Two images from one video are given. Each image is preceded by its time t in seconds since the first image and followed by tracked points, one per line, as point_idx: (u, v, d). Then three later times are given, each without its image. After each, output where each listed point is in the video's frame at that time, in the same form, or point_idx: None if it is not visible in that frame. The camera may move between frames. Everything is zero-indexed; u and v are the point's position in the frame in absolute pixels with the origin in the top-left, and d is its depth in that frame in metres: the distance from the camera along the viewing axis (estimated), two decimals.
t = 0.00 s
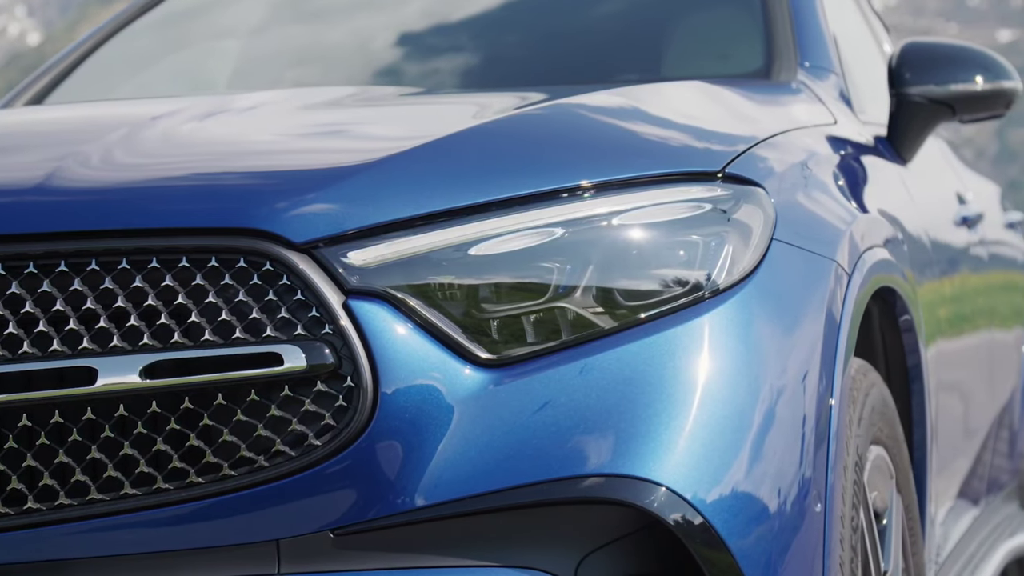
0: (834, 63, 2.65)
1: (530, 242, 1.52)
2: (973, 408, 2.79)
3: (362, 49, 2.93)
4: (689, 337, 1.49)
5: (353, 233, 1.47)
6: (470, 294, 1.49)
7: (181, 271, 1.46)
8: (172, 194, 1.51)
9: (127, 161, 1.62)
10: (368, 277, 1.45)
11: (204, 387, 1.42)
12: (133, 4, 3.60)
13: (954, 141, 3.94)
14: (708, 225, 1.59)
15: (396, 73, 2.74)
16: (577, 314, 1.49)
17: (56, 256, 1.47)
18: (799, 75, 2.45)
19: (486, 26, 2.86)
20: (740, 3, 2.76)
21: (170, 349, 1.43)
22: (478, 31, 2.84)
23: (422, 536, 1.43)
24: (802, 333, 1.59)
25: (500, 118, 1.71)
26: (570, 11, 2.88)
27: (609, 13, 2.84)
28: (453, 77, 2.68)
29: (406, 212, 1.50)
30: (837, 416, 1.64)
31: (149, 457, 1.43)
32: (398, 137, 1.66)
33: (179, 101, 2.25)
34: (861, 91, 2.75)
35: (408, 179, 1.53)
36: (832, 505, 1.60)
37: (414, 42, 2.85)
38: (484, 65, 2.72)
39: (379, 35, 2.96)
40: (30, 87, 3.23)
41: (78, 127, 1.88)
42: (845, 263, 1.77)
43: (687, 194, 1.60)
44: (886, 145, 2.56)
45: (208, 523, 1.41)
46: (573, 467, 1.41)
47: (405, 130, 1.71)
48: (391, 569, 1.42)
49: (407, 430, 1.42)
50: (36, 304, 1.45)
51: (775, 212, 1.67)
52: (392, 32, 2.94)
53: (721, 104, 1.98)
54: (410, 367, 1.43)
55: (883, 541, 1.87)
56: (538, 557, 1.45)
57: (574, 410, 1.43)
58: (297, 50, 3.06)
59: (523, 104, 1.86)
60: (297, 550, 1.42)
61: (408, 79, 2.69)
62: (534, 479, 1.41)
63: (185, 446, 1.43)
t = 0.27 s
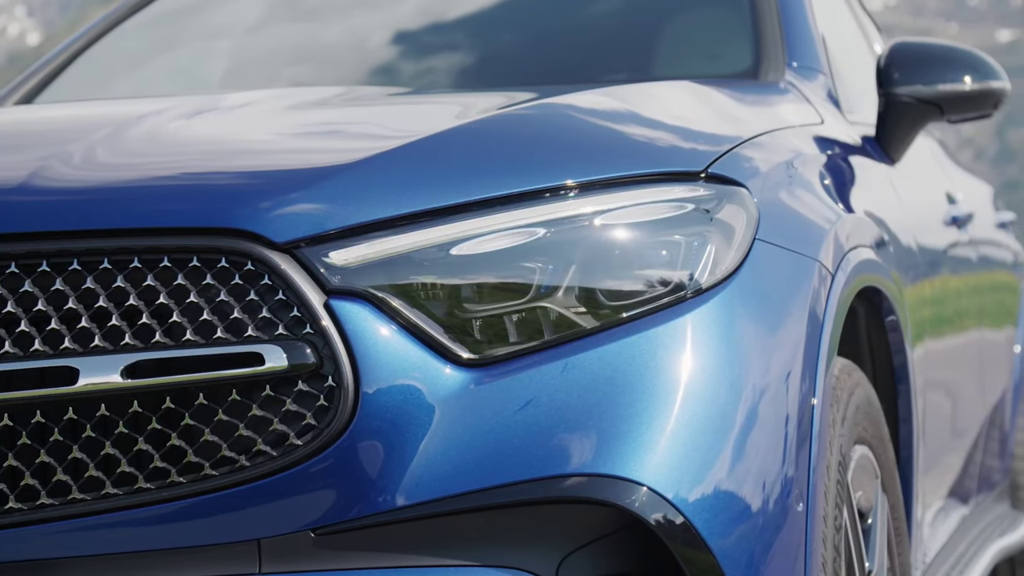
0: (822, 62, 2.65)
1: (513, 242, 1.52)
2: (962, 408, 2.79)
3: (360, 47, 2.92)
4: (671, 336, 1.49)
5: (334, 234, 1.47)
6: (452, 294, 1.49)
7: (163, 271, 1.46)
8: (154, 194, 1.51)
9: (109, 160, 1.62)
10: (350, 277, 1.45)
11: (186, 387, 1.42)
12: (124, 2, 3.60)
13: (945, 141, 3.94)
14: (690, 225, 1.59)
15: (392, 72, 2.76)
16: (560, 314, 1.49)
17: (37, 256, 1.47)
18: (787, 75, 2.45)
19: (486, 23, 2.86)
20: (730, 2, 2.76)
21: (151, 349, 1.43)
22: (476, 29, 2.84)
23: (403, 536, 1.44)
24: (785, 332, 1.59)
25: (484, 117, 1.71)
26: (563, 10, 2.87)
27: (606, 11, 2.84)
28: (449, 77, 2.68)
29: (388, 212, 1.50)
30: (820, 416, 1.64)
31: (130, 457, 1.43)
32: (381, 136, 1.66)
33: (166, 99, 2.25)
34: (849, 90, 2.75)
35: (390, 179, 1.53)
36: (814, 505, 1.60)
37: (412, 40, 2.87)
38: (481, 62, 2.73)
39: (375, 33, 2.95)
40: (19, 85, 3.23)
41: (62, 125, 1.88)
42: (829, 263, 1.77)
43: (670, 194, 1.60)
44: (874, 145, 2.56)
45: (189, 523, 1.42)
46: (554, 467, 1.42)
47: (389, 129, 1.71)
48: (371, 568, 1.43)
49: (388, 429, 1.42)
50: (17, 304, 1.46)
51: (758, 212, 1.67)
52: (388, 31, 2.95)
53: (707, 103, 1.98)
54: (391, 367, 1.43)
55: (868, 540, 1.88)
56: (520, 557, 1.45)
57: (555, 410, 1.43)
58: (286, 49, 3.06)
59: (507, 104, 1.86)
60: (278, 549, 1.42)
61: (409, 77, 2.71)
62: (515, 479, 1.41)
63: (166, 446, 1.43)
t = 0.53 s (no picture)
0: (809, 63, 2.65)
1: (492, 242, 1.53)
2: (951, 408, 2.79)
3: (354, 45, 2.92)
4: (650, 336, 1.49)
5: (313, 234, 1.48)
6: (432, 294, 1.49)
7: (142, 271, 1.47)
8: (133, 194, 1.51)
9: (89, 160, 1.62)
10: (329, 277, 1.45)
11: (164, 386, 1.42)
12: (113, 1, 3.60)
13: (937, 142, 3.95)
14: (671, 224, 1.59)
15: (387, 71, 2.77)
16: (539, 314, 1.50)
17: (17, 256, 1.47)
18: (773, 75, 2.45)
19: (483, 20, 2.87)
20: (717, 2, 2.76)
21: (129, 349, 1.43)
22: (471, 28, 2.84)
23: (381, 536, 1.44)
24: (765, 332, 1.59)
25: (465, 117, 1.71)
26: (555, 9, 2.87)
27: (601, 9, 2.85)
28: (444, 75, 2.68)
29: (367, 212, 1.50)
30: (800, 415, 1.64)
31: (109, 457, 1.44)
32: (362, 137, 1.66)
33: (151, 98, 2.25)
34: (837, 90, 2.75)
35: (370, 179, 1.53)
36: (793, 505, 1.60)
37: (405, 40, 2.87)
38: (477, 60, 2.73)
39: (370, 31, 2.95)
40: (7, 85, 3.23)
41: (43, 124, 1.88)
42: (811, 264, 1.77)
43: (650, 194, 1.61)
44: (860, 145, 2.56)
45: (167, 523, 1.42)
46: (532, 467, 1.42)
47: (370, 129, 1.71)
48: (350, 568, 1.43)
49: (366, 429, 1.42)
50: None
51: (739, 211, 1.67)
52: (384, 29, 2.95)
53: (690, 103, 1.98)
54: (369, 367, 1.43)
55: (850, 539, 1.88)
56: (499, 556, 1.45)
57: (533, 410, 1.43)
58: (274, 48, 3.06)
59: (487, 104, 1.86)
60: (255, 549, 1.42)
61: (404, 75, 2.72)
62: (493, 479, 1.42)
63: (145, 446, 1.43)
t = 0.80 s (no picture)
0: (797, 63, 2.66)
1: (473, 242, 1.53)
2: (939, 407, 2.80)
3: (349, 43, 2.92)
4: (630, 336, 1.50)
5: (293, 234, 1.48)
6: (412, 294, 1.49)
7: (122, 271, 1.46)
8: (113, 194, 1.51)
9: (70, 160, 1.63)
10: (308, 277, 1.46)
11: (143, 386, 1.43)
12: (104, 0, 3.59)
13: (929, 142, 3.95)
14: (652, 224, 1.59)
15: (382, 70, 2.77)
16: (519, 314, 1.50)
17: None
18: (760, 75, 2.46)
19: (478, 19, 2.87)
20: (706, 2, 2.76)
21: (109, 349, 1.43)
22: (466, 27, 2.84)
23: (360, 536, 1.44)
24: (746, 332, 1.59)
25: (447, 117, 1.71)
26: (547, 8, 2.87)
27: (596, 8, 2.85)
28: (439, 74, 2.68)
29: (348, 212, 1.51)
30: (780, 415, 1.64)
31: (88, 456, 1.44)
32: (344, 136, 1.66)
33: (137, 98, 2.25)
34: (825, 91, 2.75)
35: (351, 179, 1.53)
36: (773, 505, 1.60)
37: (400, 38, 2.87)
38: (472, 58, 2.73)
39: (366, 29, 2.96)
40: None
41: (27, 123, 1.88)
42: (793, 264, 1.77)
43: (632, 194, 1.61)
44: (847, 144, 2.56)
45: (146, 522, 1.42)
46: (511, 466, 1.42)
47: (353, 128, 1.72)
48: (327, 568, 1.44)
49: (345, 429, 1.42)
50: None
51: (720, 211, 1.67)
52: (379, 28, 2.95)
53: (675, 103, 1.98)
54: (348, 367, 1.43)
55: (833, 539, 1.89)
56: (478, 556, 1.46)
57: (513, 410, 1.43)
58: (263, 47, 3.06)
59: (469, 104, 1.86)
60: (235, 549, 1.43)
61: (399, 75, 2.72)
62: (472, 479, 1.42)
63: (124, 445, 1.44)
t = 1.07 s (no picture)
0: (787, 64, 2.66)
1: (457, 242, 1.53)
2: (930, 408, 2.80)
3: (345, 42, 2.92)
4: (615, 336, 1.50)
5: (277, 235, 1.48)
6: (397, 294, 1.49)
7: (105, 271, 1.47)
8: (97, 195, 1.51)
9: (56, 160, 1.63)
10: (292, 277, 1.45)
11: (127, 386, 1.43)
12: None
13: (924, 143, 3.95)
14: (637, 224, 1.59)
15: (378, 68, 2.77)
16: (504, 314, 1.50)
17: None
18: (750, 76, 2.46)
19: (475, 18, 2.86)
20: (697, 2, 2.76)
21: (92, 349, 1.43)
22: (464, 26, 2.84)
23: (345, 536, 1.44)
24: (731, 332, 1.59)
25: (434, 117, 1.71)
26: (542, 8, 2.87)
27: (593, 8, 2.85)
28: (436, 73, 2.68)
29: (332, 212, 1.51)
30: (765, 415, 1.64)
31: (72, 456, 1.44)
32: (330, 137, 1.66)
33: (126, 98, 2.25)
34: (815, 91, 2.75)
35: (336, 179, 1.53)
36: (758, 505, 1.60)
37: (398, 37, 2.87)
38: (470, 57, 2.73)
39: (362, 28, 2.95)
40: None
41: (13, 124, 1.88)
42: (779, 264, 1.78)
43: (617, 194, 1.61)
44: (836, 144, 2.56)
45: (129, 522, 1.42)
46: (495, 466, 1.42)
47: (339, 128, 1.71)
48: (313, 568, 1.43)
49: (329, 430, 1.42)
50: None
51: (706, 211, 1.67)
52: (375, 27, 2.95)
53: (663, 103, 1.98)
54: (332, 367, 1.43)
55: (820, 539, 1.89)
56: (462, 556, 1.46)
57: (496, 410, 1.43)
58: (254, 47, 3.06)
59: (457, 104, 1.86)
60: (219, 549, 1.43)
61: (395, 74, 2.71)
62: (455, 479, 1.42)
63: (108, 445, 1.44)
